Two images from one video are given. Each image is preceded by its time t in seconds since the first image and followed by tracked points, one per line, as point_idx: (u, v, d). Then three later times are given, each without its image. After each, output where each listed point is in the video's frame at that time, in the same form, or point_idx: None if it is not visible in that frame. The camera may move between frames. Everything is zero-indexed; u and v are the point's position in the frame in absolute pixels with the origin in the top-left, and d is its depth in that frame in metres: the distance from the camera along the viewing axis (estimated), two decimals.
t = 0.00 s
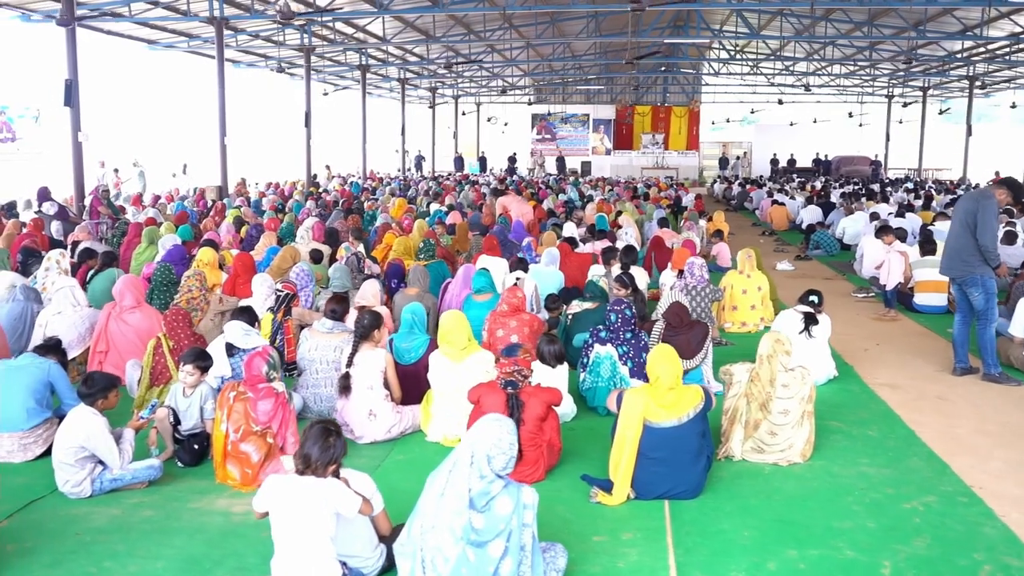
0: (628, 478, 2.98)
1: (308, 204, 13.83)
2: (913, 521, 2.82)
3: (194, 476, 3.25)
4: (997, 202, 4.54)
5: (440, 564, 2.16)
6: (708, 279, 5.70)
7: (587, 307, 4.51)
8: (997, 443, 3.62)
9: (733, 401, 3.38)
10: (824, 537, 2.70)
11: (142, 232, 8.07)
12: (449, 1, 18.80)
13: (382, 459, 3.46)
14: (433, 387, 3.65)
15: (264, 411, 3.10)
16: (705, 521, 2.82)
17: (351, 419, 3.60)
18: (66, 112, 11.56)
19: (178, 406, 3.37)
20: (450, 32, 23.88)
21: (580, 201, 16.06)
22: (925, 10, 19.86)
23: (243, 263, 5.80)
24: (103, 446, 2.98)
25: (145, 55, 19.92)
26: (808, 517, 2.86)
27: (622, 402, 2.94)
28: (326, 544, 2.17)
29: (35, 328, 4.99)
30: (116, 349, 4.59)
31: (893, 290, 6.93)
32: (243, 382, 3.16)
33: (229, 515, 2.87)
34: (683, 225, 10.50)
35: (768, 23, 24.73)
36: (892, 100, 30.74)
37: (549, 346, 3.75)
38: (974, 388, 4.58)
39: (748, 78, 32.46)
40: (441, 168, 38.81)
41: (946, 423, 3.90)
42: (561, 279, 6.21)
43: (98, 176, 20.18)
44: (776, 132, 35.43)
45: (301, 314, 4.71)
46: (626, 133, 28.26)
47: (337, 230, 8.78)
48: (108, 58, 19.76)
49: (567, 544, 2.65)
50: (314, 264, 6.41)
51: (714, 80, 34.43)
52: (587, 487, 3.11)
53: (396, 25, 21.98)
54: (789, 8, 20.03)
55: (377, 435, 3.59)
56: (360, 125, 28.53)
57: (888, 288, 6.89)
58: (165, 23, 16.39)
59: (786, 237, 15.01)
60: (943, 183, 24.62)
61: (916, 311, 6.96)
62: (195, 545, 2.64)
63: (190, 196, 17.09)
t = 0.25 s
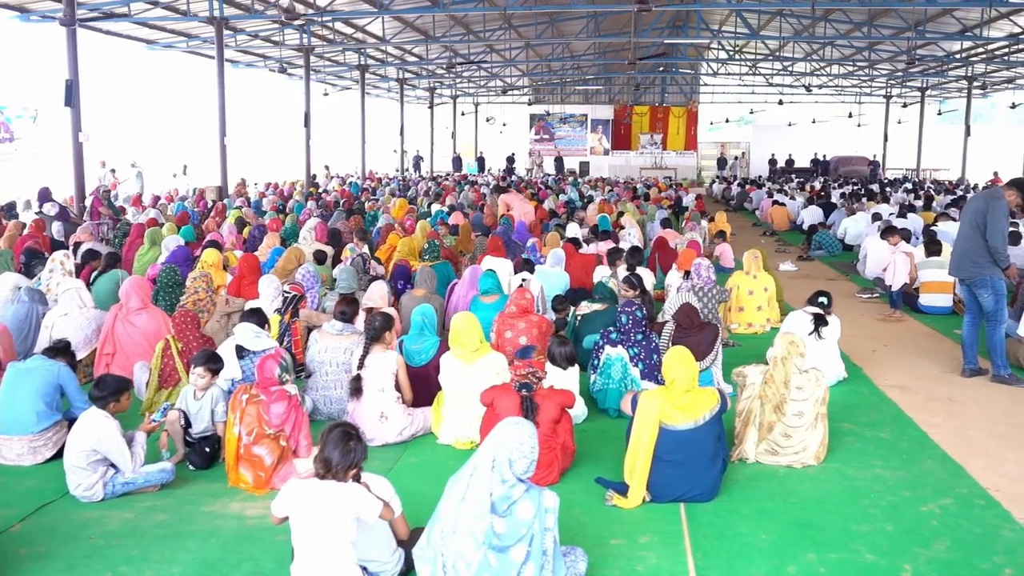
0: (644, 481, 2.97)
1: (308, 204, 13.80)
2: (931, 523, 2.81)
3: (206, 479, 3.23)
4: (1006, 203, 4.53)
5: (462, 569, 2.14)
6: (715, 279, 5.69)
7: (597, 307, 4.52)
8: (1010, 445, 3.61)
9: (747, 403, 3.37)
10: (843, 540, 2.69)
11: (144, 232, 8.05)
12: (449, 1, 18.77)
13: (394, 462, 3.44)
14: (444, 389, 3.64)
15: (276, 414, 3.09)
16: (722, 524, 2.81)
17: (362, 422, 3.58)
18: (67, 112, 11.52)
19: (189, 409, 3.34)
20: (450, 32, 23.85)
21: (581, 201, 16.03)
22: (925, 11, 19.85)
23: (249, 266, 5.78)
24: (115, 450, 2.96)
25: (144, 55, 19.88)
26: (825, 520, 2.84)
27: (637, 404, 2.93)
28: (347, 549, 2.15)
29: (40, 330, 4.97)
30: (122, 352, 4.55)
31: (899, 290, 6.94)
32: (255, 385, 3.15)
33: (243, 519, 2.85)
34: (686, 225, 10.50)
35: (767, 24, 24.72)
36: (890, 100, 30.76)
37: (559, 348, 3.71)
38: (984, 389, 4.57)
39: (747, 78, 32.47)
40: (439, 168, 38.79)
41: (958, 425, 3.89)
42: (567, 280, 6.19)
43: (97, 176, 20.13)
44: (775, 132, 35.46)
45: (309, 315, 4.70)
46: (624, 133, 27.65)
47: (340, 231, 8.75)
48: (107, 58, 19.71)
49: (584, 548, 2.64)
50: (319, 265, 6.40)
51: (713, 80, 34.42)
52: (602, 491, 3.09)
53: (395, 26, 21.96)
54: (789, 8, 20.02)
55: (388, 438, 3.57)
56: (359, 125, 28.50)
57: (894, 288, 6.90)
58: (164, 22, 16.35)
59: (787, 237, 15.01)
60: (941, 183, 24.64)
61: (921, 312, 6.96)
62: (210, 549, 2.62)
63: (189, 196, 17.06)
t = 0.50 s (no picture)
0: (659, 483, 2.95)
1: (308, 205, 13.78)
2: (947, 524, 2.80)
3: (217, 481, 3.21)
4: (1016, 202, 4.53)
5: (482, 570, 2.13)
6: (721, 280, 5.67)
7: (605, 307, 4.52)
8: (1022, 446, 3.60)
9: (760, 404, 3.35)
10: (860, 542, 2.68)
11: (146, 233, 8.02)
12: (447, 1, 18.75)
13: (405, 463, 3.43)
14: (455, 390, 3.63)
15: (290, 415, 3.08)
16: (739, 525, 2.79)
17: (374, 423, 3.56)
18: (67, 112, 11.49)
19: (200, 410, 3.32)
20: (448, 32, 23.82)
21: (581, 201, 16.01)
22: (924, 10, 19.83)
23: (254, 266, 5.77)
24: (126, 451, 2.93)
25: (143, 55, 19.84)
26: (842, 521, 2.83)
27: (652, 405, 2.92)
28: (367, 552, 2.13)
29: (46, 330, 4.95)
30: (128, 353, 4.52)
31: (903, 291, 6.93)
32: (267, 386, 3.13)
33: (256, 521, 2.83)
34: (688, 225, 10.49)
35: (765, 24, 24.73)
36: (888, 100, 30.77)
37: (570, 348, 3.71)
38: (993, 389, 4.55)
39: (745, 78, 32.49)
40: (437, 168, 38.77)
41: (969, 426, 3.88)
42: (571, 280, 6.17)
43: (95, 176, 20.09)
44: (772, 132, 35.49)
45: (317, 316, 4.69)
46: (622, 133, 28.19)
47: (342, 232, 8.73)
48: (105, 58, 19.67)
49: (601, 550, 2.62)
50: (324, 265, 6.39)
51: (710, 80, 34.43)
52: (616, 492, 3.08)
53: (394, 26, 21.95)
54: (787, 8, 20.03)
55: (400, 439, 3.55)
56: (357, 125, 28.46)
57: (898, 288, 6.89)
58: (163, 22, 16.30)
59: (788, 237, 15.01)
60: (939, 183, 24.66)
61: (926, 312, 6.95)
62: (225, 552, 2.60)
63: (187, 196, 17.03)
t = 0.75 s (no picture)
0: (674, 483, 2.94)
1: (308, 205, 13.75)
2: (964, 524, 2.79)
3: (228, 482, 3.19)
4: None
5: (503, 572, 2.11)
6: (728, 279, 5.66)
7: (614, 308, 4.52)
8: None
9: (773, 404, 3.34)
10: (878, 542, 2.67)
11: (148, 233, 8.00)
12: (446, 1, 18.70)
13: (416, 463, 3.41)
14: (466, 390, 3.62)
15: (302, 416, 3.06)
16: (756, 526, 2.79)
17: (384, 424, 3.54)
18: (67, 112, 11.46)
19: (210, 411, 3.31)
20: (446, 32, 23.79)
21: (581, 201, 16.00)
22: (923, 11, 19.84)
23: (259, 267, 5.75)
24: (138, 452, 2.92)
25: (141, 55, 19.80)
26: (858, 521, 2.82)
27: (667, 405, 2.91)
28: (388, 553, 2.12)
29: (51, 330, 4.92)
30: (135, 353, 4.50)
31: (908, 290, 6.95)
32: (279, 387, 3.11)
33: (271, 522, 2.82)
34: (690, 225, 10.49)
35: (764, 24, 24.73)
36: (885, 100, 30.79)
37: (580, 349, 3.70)
38: (1002, 389, 4.55)
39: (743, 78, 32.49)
40: (435, 168, 38.75)
41: (980, 426, 3.87)
42: (577, 280, 6.15)
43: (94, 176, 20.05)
44: (770, 132, 35.53)
45: (324, 316, 4.68)
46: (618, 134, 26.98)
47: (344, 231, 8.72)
48: (103, 58, 19.63)
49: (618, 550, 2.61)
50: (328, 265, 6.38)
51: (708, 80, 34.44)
52: (631, 492, 3.07)
53: (393, 25, 21.92)
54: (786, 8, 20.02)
55: (411, 439, 3.53)
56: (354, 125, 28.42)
57: (903, 287, 6.90)
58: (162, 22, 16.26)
59: (788, 237, 15.02)
60: (937, 183, 24.67)
61: (930, 312, 6.97)
62: (241, 553, 2.59)
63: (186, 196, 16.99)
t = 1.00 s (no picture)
0: (692, 483, 2.93)
1: (308, 205, 13.71)
2: (985, 524, 2.78)
3: (243, 483, 3.17)
4: None
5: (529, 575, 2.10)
6: (735, 279, 5.63)
7: (624, 308, 4.51)
8: None
9: (789, 404, 3.33)
10: (899, 542, 2.66)
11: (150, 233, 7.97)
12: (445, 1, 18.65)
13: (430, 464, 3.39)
14: (479, 390, 3.60)
15: (317, 416, 3.04)
16: (775, 526, 2.77)
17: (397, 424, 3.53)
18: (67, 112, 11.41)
19: (223, 411, 3.29)
20: (444, 32, 23.76)
21: (581, 201, 15.98)
22: (921, 11, 19.86)
23: (265, 266, 5.72)
24: (153, 454, 2.90)
25: (139, 55, 19.75)
26: (878, 521, 2.81)
27: (685, 405, 2.90)
28: (412, 555, 2.10)
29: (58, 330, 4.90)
30: (143, 353, 4.48)
31: (913, 290, 6.95)
32: (293, 387, 3.09)
33: (287, 523, 2.79)
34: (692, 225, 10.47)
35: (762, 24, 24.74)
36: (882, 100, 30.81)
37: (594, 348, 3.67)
38: (1013, 388, 4.54)
39: (740, 78, 32.50)
40: (432, 168, 38.70)
41: (993, 425, 3.86)
42: (583, 280, 6.12)
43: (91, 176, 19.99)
44: (767, 132, 35.54)
45: (332, 316, 4.66)
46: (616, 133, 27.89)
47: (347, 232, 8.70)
48: (101, 57, 19.56)
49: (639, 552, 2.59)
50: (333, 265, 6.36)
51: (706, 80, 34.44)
52: (648, 493, 3.05)
53: (391, 26, 21.89)
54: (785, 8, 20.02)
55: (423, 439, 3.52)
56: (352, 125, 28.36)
57: (908, 287, 6.91)
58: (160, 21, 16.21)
59: (788, 236, 15.00)
60: (934, 183, 24.69)
61: (936, 311, 6.96)
62: (259, 555, 2.57)
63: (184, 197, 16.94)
